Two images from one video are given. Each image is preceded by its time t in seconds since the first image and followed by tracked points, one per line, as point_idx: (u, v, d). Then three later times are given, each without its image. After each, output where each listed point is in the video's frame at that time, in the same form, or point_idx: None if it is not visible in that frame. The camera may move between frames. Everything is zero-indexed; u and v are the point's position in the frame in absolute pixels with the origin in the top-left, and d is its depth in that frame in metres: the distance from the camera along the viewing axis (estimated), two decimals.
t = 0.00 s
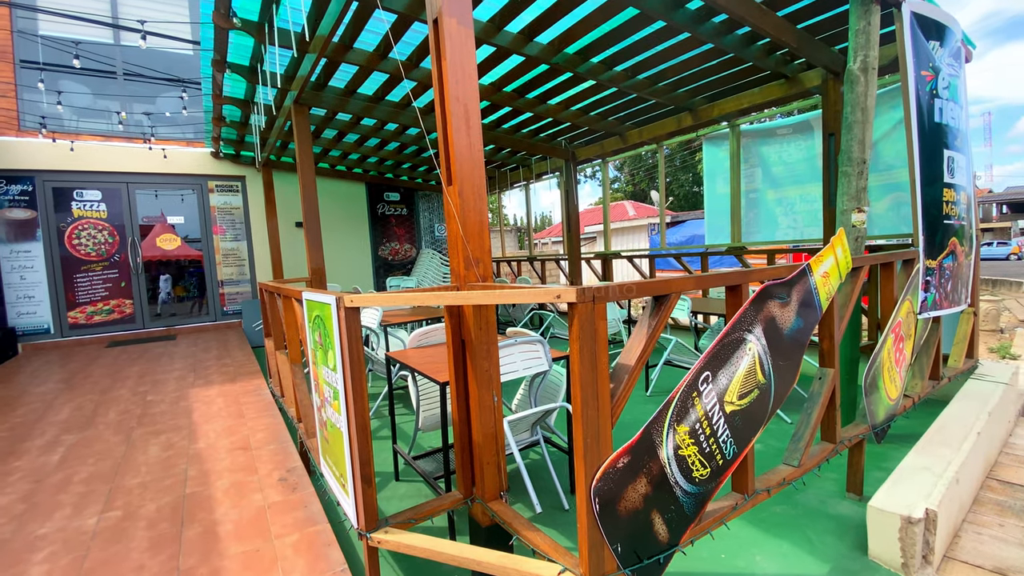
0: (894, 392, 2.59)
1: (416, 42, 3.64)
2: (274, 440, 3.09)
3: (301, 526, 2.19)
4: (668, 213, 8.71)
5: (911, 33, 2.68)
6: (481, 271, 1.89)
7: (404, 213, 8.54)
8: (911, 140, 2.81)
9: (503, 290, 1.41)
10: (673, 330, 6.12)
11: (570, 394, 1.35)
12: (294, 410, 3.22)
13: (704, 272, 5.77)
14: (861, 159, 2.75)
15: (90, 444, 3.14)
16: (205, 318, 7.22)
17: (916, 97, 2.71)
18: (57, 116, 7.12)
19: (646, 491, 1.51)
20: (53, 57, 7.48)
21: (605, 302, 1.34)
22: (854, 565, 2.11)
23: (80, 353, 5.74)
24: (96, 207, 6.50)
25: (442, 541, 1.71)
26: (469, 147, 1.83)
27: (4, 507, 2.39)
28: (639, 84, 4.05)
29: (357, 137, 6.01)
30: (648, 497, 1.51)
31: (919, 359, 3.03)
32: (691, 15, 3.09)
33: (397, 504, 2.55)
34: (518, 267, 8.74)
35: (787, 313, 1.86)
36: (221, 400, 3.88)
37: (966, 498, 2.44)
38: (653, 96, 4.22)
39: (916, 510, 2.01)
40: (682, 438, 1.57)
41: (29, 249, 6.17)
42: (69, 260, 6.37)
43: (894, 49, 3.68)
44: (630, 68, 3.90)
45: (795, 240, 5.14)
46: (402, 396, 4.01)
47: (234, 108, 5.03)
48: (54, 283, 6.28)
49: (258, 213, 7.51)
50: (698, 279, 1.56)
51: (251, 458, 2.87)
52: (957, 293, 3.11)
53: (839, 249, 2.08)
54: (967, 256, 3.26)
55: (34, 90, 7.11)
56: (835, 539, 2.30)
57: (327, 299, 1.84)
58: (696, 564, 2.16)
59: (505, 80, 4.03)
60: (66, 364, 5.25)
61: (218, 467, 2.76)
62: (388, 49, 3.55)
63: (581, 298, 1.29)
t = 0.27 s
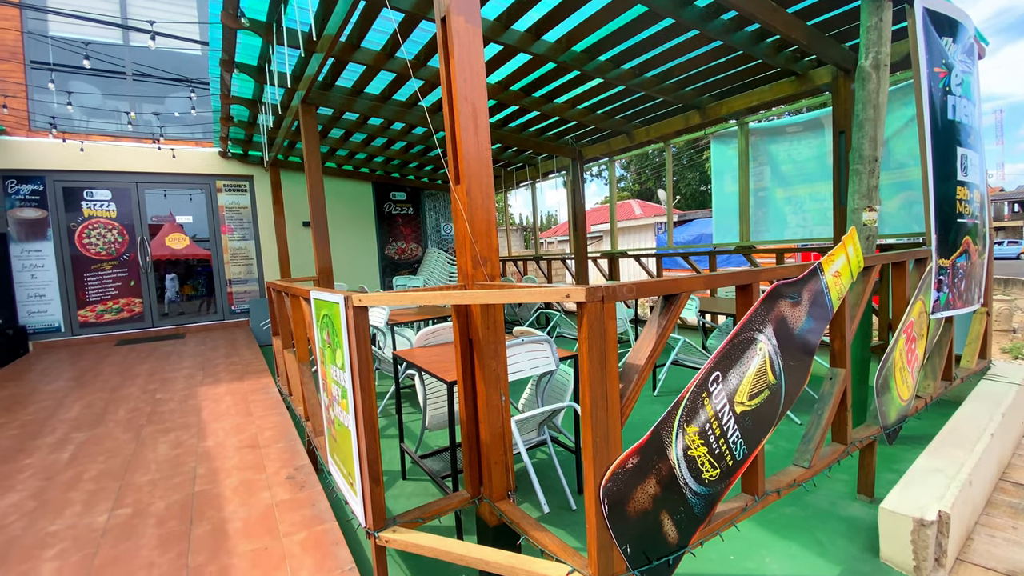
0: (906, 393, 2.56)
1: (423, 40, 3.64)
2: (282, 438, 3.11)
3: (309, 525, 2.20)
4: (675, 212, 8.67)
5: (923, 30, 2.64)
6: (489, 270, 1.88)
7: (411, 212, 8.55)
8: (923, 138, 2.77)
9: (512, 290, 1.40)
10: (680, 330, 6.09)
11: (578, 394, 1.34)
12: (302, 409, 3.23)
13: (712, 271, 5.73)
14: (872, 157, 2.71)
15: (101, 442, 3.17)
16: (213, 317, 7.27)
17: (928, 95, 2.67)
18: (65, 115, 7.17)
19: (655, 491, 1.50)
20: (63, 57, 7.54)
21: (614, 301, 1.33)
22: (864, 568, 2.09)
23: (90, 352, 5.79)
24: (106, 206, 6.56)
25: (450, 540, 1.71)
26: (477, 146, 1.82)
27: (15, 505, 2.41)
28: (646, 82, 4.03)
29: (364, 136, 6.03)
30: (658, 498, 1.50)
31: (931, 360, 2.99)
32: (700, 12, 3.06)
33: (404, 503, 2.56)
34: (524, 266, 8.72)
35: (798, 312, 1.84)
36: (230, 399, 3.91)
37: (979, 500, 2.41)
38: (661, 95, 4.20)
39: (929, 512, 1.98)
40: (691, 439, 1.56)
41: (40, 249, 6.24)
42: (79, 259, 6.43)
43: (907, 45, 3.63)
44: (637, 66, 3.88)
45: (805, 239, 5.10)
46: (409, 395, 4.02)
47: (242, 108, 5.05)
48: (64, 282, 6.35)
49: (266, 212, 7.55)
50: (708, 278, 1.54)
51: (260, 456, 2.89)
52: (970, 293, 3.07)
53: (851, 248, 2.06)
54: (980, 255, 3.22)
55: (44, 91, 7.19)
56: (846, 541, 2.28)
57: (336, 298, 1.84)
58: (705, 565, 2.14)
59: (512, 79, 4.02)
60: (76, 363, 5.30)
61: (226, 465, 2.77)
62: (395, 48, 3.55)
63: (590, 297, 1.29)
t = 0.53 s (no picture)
0: (922, 394, 2.52)
1: (432, 39, 3.64)
2: (293, 436, 3.13)
3: (319, 522, 2.21)
4: (684, 210, 8.62)
5: (941, 24, 2.59)
6: (499, 269, 1.87)
7: (419, 212, 8.57)
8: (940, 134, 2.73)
9: (523, 289, 1.39)
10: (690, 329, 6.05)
11: (590, 393, 1.33)
12: (312, 406, 3.25)
13: (722, 270, 5.69)
14: (887, 154, 2.67)
15: (115, 438, 3.21)
16: (224, 315, 7.33)
17: (945, 90, 2.63)
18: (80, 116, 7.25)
19: (667, 492, 1.49)
20: (76, 59, 7.64)
21: (626, 300, 1.32)
22: (879, 571, 2.06)
23: (104, 350, 5.87)
24: (119, 206, 6.64)
25: (460, 539, 1.71)
26: (487, 144, 1.81)
27: (31, 500, 2.45)
28: (657, 80, 4.00)
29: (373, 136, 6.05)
30: (669, 499, 1.49)
31: (948, 360, 2.94)
32: (712, 9, 3.03)
33: (414, 501, 2.56)
34: (533, 266, 8.70)
35: (812, 311, 1.82)
36: (241, 396, 3.94)
37: (996, 502, 2.37)
38: (671, 92, 4.17)
39: (945, 515, 1.95)
40: (704, 439, 1.55)
41: (55, 248, 6.33)
42: (93, 258, 6.52)
43: (923, 41, 3.58)
44: (647, 63, 3.85)
45: (817, 238, 5.05)
46: (418, 394, 4.03)
47: (252, 109, 5.09)
48: (79, 281, 6.44)
49: (276, 211, 7.61)
50: (721, 277, 1.53)
51: (270, 453, 2.91)
52: (987, 292, 3.02)
53: (866, 246, 2.03)
54: (998, 253, 3.16)
55: (59, 91, 7.29)
56: (860, 543, 2.25)
57: (346, 296, 1.85)
58: (716, 566, 2.13)
59: (521, 77, 4.01)
60: (91, 360, 5.38)
61: (238, 463, 2.80)
62: (404, 48, 3.55)
63: (602, 296, 1.28)
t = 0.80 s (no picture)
0: (941, 395, 2.47)
1: (444, 38, 3.64)
2: (306, 433, 3.15)
3: (332, 518, 2.23)
4: (696, 209, 8.54)
5: (962, 17, 2.53)
6: (511, 267, 1.86)
7: (430, 210, 8.59)
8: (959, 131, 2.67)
9: (536, 288, 1.38)
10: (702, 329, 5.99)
11: (604, 393, 1.31)
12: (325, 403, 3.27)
13: (735, 269, 5.63)
14: (907, 150, 2.62)
15: (132, 434, 3.27)
16: (238, 313, 7.42)
17: (967, 85, 2.57)
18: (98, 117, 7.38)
19: (681, 493, 1.47)
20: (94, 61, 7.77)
21: (640, 298, 1.31)
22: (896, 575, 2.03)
23: (121, 347, 5.98)
24: (136, 205, 6.75)
25: (472, 538, 1.71)
26: (499, 142, 1.81)
27: (51, 494, 2.50)
28: (669, 76, 3.96)
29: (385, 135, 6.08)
30: (683, 499, 1.48)
31: (968, 360, 2.88)
32: (725, 4, 2.99)
33: (425, 499, 2.57)
34: (543, 264, 8.68)
35: (829, 311, 1.79)
36: (255, 393, 3.99)
37: (1019, 506, 2.32)
38: (684, 89, 4.13)
39: (965, 518, 1.91)
40: (718, 439, 1.53)
41: (74, 247, 6.45)
42: (111, 257, 6.63)
43: (943, 35, 3.51)
44: (660, 60, 3.82)
45: (832, 236, 4.98)
46: (429, 392, 4.04)
47: (266, 108, 5.13)
48: (97, 279, 6.56)
49: (289, 210, 7.67)
50: (737, 276, 1.51)
51: (284, 450, 2.94)
52: (1010, 292, 2.95)
53: (884, 245, 1.99)
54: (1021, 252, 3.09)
55: (77, 93, 7.41)
56: (877, 546, 2.21)
57: (359, 295, 1.86)
58: (730, 568, 2.11)
59: (532, 75, 3.99)
60: (108, 357, 5.47)
61: (252, 459, 2.83)
62: (416, 46, 3.56)
63: (616, 295, 1.27)
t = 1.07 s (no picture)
0: (965, 396, 2.41)
1: (457, 35, 3.64)
2: (320, 429, 3.19)
3: (347, 514, 2.25)
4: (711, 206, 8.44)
5: (988, 8, 2.46)
6: (524, 265, 1.85)
7: (442, 209, 8.61)
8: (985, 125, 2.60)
9: (551, 285, 1.38)
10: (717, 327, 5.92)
11: (619, 392, 1.30)
12: (339, 399, 3.31)
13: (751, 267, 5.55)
14: (930, 145, 2.55)
15: (152, 428, 3.33)
16: (254, 311, 7.52)
17: (993, 78, 2.49)
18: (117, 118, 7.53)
19: (698, 492, 1.46)
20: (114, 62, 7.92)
21: (656, 296, 1.29)
22: None
23: (140, 343, 6.10)
24: (154, 204, 6.87)
25: (486, 534, 1.71)
26: (513, 140, 1.80)
27: (74, 486, 2.56)
28: (684, 72, 3.92)
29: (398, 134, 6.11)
30: (700, 499, 1.46)
31: (993, 361, 2.81)
32: None
33: (439, 495, 2.58)
34: (555, 262, 8.65)
35: (850, 310, 1.76)
36: (270, 389, 4.04)
37: None
38: (699, 85, 4.08)
39: (990, 522, 1.86)
40: (735, 439, 1.51)
41: (95, 245, 6.59)
42: (131, 255, 6.76)
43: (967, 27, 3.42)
44: (675, 56, 3.78)
45: (851, 234, 4.91)
46: (442, 389, 4.06)
47: (281, 108, 5.19)
48: (117, 277, 6.69)
49: (303, 209, 7.75)
50: (755, 273, 1.48)
51: (300, 445, 2.97)
52: None
53: (907, 242, 1.95)
54: None
55: (97, 94, 7.56)
56: (898, 549, 2.17)
57: (374, 292, 1.87)
58: (746, 569, 2.08)
59: (545, 72, 3.97)
60: (129, 353, 5.59)
61: (269, 454, 2.87)
62: (429, 45, 3.57)
63: (632, 292, 1.25)
